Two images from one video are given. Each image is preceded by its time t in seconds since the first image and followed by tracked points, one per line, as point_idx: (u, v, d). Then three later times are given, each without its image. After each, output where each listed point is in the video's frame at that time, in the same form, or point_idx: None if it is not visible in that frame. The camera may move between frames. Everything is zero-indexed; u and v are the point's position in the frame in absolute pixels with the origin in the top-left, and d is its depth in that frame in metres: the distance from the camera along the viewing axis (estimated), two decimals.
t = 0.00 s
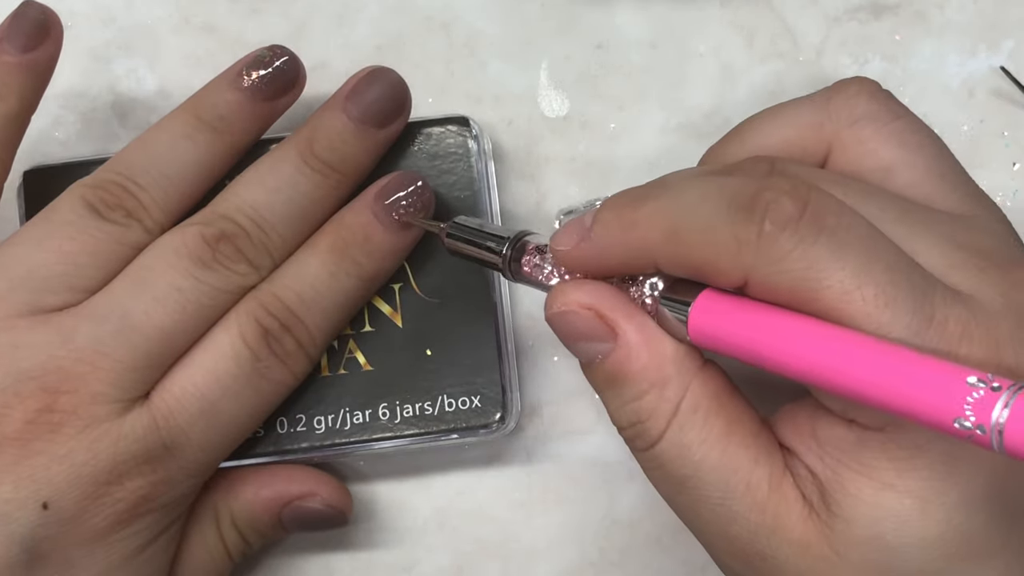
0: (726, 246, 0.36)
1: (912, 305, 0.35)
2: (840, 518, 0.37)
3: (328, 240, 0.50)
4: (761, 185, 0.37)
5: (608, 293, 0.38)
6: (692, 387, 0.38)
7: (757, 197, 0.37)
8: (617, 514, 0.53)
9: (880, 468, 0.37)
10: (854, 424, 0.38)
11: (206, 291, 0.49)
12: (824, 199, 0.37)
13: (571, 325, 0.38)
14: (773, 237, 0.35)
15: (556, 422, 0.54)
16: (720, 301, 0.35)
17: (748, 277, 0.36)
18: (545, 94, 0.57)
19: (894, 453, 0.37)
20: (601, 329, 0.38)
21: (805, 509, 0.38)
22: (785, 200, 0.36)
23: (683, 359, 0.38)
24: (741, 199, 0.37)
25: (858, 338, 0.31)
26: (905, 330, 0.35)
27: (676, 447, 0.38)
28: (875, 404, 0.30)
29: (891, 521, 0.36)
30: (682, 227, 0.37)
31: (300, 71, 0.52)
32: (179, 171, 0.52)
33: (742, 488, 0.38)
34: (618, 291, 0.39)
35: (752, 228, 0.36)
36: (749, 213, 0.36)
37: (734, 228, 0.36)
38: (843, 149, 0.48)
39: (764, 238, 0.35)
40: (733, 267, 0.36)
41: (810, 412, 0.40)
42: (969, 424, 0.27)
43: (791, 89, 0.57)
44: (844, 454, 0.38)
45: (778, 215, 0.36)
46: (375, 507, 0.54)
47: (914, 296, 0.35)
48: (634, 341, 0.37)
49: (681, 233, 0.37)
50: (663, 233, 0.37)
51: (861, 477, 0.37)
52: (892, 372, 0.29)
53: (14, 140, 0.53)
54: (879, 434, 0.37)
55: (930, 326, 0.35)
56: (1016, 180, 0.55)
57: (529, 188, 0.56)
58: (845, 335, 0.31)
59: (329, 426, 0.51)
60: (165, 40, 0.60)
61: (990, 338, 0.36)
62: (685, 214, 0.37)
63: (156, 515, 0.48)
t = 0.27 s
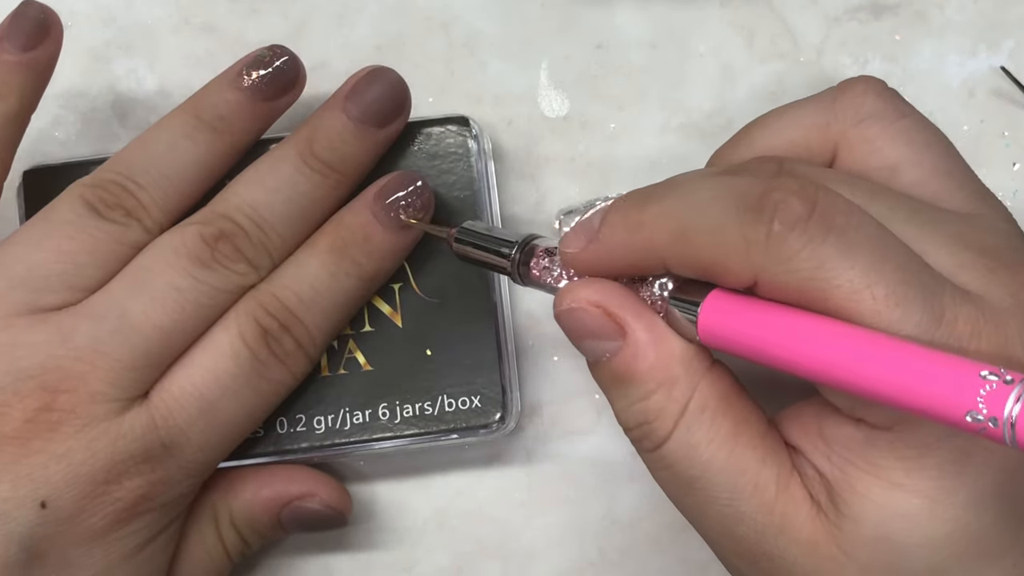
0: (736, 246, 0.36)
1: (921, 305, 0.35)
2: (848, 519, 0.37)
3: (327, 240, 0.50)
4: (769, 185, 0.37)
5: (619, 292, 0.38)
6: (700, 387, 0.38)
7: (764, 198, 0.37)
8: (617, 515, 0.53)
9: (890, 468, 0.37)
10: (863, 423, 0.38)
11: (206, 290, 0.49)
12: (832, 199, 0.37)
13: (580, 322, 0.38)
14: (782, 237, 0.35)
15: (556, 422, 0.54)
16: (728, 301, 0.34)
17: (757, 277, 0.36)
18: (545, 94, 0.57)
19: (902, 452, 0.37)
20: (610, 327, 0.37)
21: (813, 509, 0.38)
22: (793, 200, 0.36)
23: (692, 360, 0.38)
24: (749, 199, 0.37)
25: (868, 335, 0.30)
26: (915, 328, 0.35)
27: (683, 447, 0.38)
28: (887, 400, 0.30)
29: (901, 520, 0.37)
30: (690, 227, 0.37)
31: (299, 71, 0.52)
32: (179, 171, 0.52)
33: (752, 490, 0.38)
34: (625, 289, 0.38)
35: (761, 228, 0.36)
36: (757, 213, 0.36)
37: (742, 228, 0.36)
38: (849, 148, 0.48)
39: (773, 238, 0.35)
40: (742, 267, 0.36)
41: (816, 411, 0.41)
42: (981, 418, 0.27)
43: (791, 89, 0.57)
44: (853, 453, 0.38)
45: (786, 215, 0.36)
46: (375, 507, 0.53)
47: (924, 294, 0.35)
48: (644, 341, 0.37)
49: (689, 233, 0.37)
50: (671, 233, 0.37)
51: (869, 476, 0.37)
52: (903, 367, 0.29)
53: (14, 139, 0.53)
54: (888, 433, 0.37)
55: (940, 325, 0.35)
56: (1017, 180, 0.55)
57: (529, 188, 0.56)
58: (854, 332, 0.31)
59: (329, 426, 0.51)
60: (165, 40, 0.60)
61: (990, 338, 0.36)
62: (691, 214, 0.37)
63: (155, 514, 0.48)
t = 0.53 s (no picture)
0: (760, 241, 0.36)
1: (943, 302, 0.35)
2: (867, 515, 0.38)
3: (322, 240, 0.50)
4: (792, 179, 0.38)
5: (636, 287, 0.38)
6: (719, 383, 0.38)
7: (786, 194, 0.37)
8: (617, 515, 0.53)
9: (910, 464, 0.37)
10: (883, 420, 0.38)
11: (203, 290, 0.49)
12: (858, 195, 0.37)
13: (598, 317, 0.38)
14: (807, 232, 0.36)
15: (556, 422, 0.54)
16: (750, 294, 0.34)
17: (782, 272, 0.36)
18: (545, 94, 0.57)
19: (922, 449, 0.37)
20: (628, 321, 0.37)
21: (831, 506, 0.38)
22: (817, 195, 0.37)
23: (711, 355, 0.38)
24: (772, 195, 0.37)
25: (895, 330, 0.31)
26: (939, 324, 0.35)
27: (701, 443, 0.38)
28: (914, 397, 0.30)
29: (920, 516, 0.37)
30: (713, 222, 0.37)
31: (299, 71, 0.52)
32: (178, 170, 0.52)
33: (772, 488, 0.38)
34: (643, 283, 0.39)
35: (786, 223, 0.36)
36: (781, 207, 0.37)
37: (766, 223, 0.36)
38: (865, 142, 0.48)
39: (798, 233, 0.36)
40: (766, 262, 0.36)
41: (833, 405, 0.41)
42: (1013, 413, 0.28)
43: (791, 89, 0.57)
44: (873, 451, 0.38)
45: (811, 209, 0.36)
46: (375, 507, 0.53)
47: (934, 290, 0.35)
48: (662, 335, 0.37)
49: (711, 228, 0.37)
50: (691, 227, 0.38)
51: (887, 472, 0.37)
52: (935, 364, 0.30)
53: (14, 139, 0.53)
54: (907, 430, 0.37)
55: (963, 322, 0.35)
56: (1017, 180, 0.55)
57: (529, 189, 0.56)
58: (883, 329, 0.31)
59: (329, 425, 0.51)
60: (165, 40, 0.60)
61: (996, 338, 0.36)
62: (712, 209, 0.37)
63: (151, 513, 0.48)
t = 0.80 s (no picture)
0: (770, 224, 0.36)
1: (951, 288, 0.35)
2: (873, 500, 0.38)
3: (322, 241, 0.50)
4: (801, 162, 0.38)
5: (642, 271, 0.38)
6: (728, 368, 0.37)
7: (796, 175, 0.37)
8: (617, 514, 0.53)
9: (916, 448, 0.37)
10: (889, 404, 0.38)
11: (203, 290, 0.49)
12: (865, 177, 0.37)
13: (602, 303, 0.38)
14: (814, 215, 0.36)
15: (557, 421, 0.54)
16: (759, 279, 0.35)
17: (788, 254, 0.36)
18: (545, 94, 0.57)
19: (929, 433, 0.37)
20: (634, 306, 0.37)
21: (835, 492, 0.38)
22: (826, 177, 0.37)
23: (719, 338, 0.37)
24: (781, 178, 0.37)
25: (897, 311, 0.31)
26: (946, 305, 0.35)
27: (708, 427, 0.38)
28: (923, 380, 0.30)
29: (926, 501, 0.37)
30: (721, 204, 0.37)
31: (298, 69, 0.52)
32: (178, 170, 0.52)
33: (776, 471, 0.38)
34: (647, 268, 0.38)
35: (792, 206, 0.36)
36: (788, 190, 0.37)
37: (774, 205, 0.37)
38: (868, 134, 0.48)
39: (805, 215, 0.36)
40: (772, 245, 0.36)
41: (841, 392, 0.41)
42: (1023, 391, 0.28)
43: (791, 89, 0.57)
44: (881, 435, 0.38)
45: (818, 192, 0.36)
46: (375, 507, 0.53)
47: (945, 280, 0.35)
48: (669, 321, 0.37)
49: (720, 211, 0.37)
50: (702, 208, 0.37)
51: (894, 456, 0.37)
52: (945, 348, 0.29)
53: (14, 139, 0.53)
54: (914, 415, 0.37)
55: (971, 304, 0.35)
56: (1016, 180, 0.55)
57: (529, 188, 0.56)
58: (887, 308, 0.31)
59: (329, 425, 0.51)
60: (165, 40, 0.60)
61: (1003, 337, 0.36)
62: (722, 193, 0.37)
63: (151, 513, 0.48)
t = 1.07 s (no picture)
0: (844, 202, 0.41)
1: None
2: None
3: (315, 233, 0.49)
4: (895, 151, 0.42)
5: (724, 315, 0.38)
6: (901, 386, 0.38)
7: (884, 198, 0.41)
8: (618, 514, 0.52)
9: None
10: None
11: (191, 278, 0.48)
12: (908, 177, 0.41)
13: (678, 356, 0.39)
14: (913, 193, 0.40)
15: (557, 423, 0.53)
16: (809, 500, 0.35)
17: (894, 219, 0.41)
18: (544, 94, 0.57)
19: None
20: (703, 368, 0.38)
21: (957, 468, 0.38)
22: (920, 161, 0.41)
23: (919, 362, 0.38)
24: (821, 208, 0.41)
25: None
26: None
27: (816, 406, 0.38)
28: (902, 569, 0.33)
29: None
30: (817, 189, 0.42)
31: (295, 60, 0.52)
32: (169, 158, 0.51)
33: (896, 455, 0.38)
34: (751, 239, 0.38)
35: (897, 186, 0.41)
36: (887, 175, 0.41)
37: (873, 187, 0.41)
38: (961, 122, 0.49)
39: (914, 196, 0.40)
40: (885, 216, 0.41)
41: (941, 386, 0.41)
42: None
43: (792, 89, 0.57)
44: None
45: (911, 171, 0.41)
46: (375, 508, 0.53)
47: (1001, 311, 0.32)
48: (749, 278, 0.36)
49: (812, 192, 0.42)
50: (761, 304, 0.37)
51: None
52: None
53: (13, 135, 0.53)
54: None
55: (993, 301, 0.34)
56: (1016, 180, 0.55)
57: (529, 188, 0.56)
58: None
59: (328, 427, 0.51)
60: (163, 40, 0.60)
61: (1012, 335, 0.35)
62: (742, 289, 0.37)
63: (123, 497, 0.46)
